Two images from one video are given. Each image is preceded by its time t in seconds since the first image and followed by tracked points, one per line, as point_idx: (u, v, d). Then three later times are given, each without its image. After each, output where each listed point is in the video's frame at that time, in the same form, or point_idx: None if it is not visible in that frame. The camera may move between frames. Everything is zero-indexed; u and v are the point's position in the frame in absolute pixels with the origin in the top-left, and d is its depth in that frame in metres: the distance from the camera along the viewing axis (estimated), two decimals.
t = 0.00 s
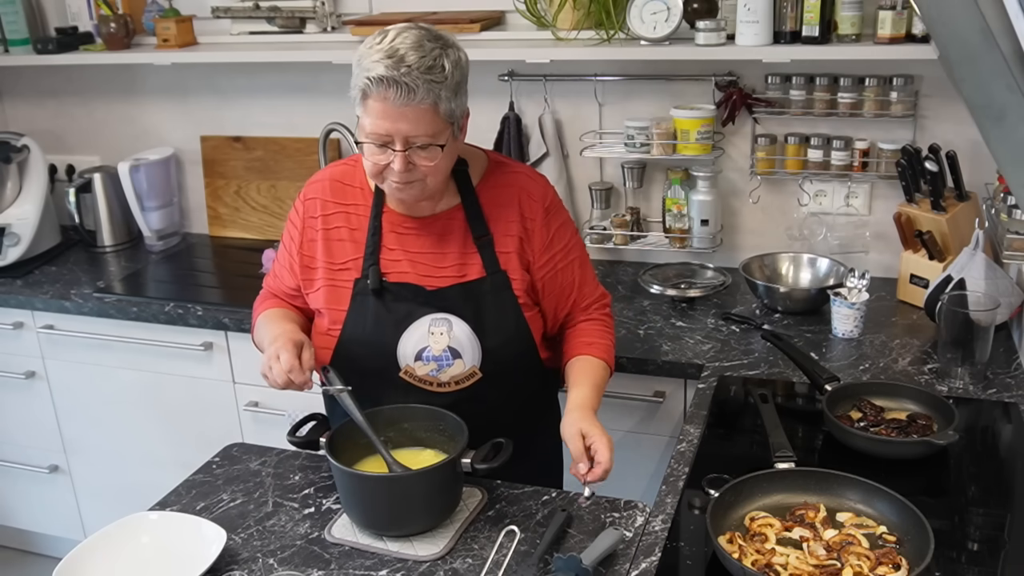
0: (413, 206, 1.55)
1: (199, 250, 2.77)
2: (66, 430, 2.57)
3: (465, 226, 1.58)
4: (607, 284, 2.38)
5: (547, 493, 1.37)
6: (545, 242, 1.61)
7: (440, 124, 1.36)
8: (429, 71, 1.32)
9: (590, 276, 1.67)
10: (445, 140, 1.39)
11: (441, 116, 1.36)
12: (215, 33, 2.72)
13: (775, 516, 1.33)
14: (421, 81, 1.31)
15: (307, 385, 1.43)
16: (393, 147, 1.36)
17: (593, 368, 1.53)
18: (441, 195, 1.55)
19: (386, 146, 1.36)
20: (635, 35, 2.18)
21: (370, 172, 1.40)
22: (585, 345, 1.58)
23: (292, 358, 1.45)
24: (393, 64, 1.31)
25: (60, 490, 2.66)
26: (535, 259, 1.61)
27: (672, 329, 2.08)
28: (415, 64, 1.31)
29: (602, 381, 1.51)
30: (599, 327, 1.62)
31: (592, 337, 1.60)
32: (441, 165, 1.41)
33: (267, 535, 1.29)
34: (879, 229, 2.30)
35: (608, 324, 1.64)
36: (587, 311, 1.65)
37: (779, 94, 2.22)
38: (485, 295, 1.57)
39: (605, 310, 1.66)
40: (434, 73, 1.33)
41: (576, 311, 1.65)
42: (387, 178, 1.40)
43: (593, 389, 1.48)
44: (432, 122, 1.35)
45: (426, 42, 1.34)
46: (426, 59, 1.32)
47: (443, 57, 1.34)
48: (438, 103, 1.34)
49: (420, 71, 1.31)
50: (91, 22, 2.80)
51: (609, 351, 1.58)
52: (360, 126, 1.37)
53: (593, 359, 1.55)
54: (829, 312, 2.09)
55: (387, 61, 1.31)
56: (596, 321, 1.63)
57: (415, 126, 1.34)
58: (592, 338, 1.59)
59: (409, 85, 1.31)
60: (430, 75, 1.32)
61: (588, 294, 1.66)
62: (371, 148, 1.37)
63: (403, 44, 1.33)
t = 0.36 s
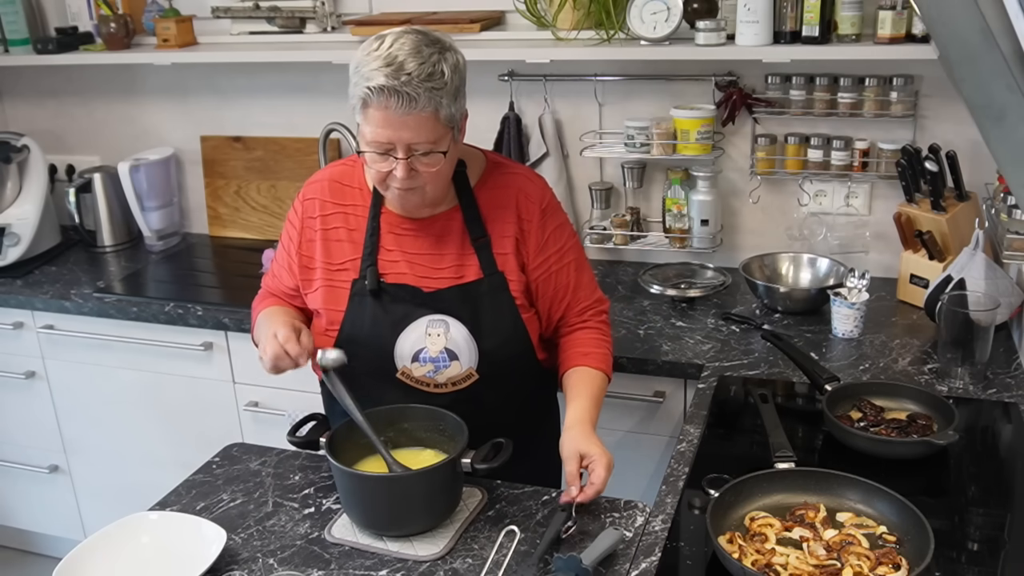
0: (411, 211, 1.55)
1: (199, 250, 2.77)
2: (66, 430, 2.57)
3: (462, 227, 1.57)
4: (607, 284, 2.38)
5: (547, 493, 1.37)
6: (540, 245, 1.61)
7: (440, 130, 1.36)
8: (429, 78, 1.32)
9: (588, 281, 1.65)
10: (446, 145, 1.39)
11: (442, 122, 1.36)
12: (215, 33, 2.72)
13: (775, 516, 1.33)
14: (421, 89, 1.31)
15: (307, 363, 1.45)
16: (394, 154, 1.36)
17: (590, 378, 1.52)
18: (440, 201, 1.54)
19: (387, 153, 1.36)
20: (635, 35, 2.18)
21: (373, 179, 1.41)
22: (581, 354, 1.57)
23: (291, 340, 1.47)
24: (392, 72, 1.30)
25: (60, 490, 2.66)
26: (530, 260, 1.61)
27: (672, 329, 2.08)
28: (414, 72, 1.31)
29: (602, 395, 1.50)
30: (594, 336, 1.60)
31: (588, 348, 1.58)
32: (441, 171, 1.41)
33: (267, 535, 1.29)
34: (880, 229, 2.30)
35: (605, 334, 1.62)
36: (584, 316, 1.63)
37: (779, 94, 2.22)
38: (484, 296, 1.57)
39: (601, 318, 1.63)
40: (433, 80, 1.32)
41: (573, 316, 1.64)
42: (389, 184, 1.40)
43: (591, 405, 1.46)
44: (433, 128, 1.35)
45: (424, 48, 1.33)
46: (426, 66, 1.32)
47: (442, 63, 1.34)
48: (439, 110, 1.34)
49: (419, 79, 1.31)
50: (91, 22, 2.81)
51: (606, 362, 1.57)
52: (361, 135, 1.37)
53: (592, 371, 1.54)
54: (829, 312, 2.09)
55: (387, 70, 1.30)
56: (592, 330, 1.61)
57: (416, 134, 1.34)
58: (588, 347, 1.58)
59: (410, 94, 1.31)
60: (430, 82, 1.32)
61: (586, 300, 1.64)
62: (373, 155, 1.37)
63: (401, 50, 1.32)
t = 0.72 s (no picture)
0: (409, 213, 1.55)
1: (199, 250, 2.77)
2: (66, 430, 2.57)
3: (460, 228, 1.57)
4: (607, 284, 2.38)
5: (547, 493, 1.37)
6: (537, 245, 1.61)
7: (437, 131, 1.36)
8: (426, 80, 1.32)
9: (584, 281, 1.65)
10: (442, 147, 1.39)
11: (438, 124, 1.36)
12: (215, 33, 2.72)
13: (775, 516, 1.32)
14: (418, 91, 1.31)
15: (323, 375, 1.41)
16: (390, 155, 1.36)
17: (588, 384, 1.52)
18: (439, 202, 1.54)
19: (383, 154, 1.36)
20: (635, 35, 2.18)
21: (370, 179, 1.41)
22: (580, 358, 1.57)
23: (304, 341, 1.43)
24: (389, 74, 1.30)
25: (60, 490, 2.66)
26: (527, 260, 1.61)
27: (672, 329, 2.08)
28: (411, 74, 1.31)
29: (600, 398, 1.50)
30: (592, 340, 1.60)
31: (585, 354, 1.57)
32: (437, 172, 1.41)
33: (267, 535, 1.29)
34: (880, 229, 2.30)
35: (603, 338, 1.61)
36: (582, 318, 1.63)
37: (779, 94, 2.22)
38: (483, 297, 1.57)
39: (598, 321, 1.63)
40: (430, 81, 1.32)
41: (571, 317, 1.63)
42: (386, 183, 1.40)
43: (590, 412, 1.46)
44: (430, 130, 1.35)
45: (421, 49, 1.33)
46: (423, 68, 1.32)
47: (439, 65, 1.34)
48: (435, 112, 1.34)
49: (416, 81, 1.31)
50: (91, 22, 2.81)
51: (603, 366, 1.56)
52: (357, 135, 1.37)
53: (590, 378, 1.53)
54: (829, 312, 2.09)
55: (383, 72, 1.30)
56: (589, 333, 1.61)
57: (412, 135, 1.34)
58: (587, 351, 1.57)
59: (406, 96, 1.31)
60: (426, 84, 1.32)
61: (583, 301, 1.64)
62: (369, 156, 1.37)
63: (398, 52, 1.32)
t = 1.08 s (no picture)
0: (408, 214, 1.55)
1: (199, 250, 2.77)
2: (66, 429, 2.58)
3: (460, 229, 1.58)
4: (607, 284, 2.38)
5: (547, 493, 1.37)
6: (535, 245, 1.61)
7: (435, 134, 1.36)
8: (424, 83, 1.32)
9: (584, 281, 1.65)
10: (440, 150, 1.39)
11: (436, 126, 1.36)
12: (215, 33, 2.72)
13: (775, 516, 1.33)
14: (415, 94, 1.31)
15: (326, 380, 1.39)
16: (388, 157, 1.36)
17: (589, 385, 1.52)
18: (436, 201, 1.55)
19: (380, 155, 1.36)
20: (635, 35, 2.18)
21: (366, 180, 1.41)
22: (580, 359, 1.57)
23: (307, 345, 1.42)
24: (387, 75, 1.30)
25: (60, 490, 2.66)
26: (525, 260, 1.62)
27: (672, 329, 2.09)
28: (410, 76, 1.31)
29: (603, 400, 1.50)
30: (591, 340, 1.60)
31: (584, 354, 1.57)
32: (435, 174, 1.41)
33: (268, 535, 1.29)
34: (879, 229, 2.30)
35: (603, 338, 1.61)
36: (581, 318, 1.63)
37: (779, 93, 2.22)
38: (483, 298, 1.57)
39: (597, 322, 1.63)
40: (429, 84, 1.32)
41: (570, 317, 1.63)
42: (383, 185, 1.40)
43: (594, 414, 1.47)
44: (427, 132, 1.35)
45: (421, 51, 1.33)
46: (421, 70, 1.32)
47: (438, 67, 1.34)
48: (433, 114, 1.34)
49: (414, 83, 1.31)
50: (91, 22, 2.81)
51: (604, 366, 1.57)
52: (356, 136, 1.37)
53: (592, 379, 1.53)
54: (829, 312, 2.09)
55: (382, 73, 1.30)
56: (587, 334, 1.61)
57: (410, 137, 1.34)
58: (587, 352, 1.57)
59: (404, 99, 1.31)
60: (425, 86, 1.32)
61: (581, 301, 1.64)
62: (366, 157, 1.37)
63: (398, 53, 1.32)
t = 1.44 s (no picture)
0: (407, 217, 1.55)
1: (199, 250, 2.77)
2: (66, 429, 2.57)
3: (458, 230, 1.58)
4: (607, 284, 2.38)
5: (547, 493, 1.37)
6: (532, 246, 1.61)
7: (435, 135, 1.36)
8: (425, 85, 1.32)
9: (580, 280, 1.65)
10: (439, 151, 1.39)
11: (436, 128, 1.36)
12: (215, 33, 2.72)
13: (775, 516, 1.32)
14: (416, 96, 1.31)
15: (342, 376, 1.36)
16: (388, 159, 1.36)
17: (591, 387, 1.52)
18: (434, 203, 1.54)
19: (381, 157, 1.36)
20: (635, 35, 2.18)
21: (366, 183, 1.40)
22: (579, 361, 1.56)
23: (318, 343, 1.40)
24: (387, 77, 1.30)
25: (60, 491, 2.66)
26: (522, 260, 1.61)
27: (672, 329, 2.09)
28: (410, 78, 1.31)
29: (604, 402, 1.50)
30: (589, 342, 1.59)
31: (583, 357, 1.57)
32: (435, 176, 1.41)
33: (267, 535, 1.29)
34: (880, 229, 2.30)
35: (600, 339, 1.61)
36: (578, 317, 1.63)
37: (779, 93, 2.22)
38: (482, 298, 1.57)
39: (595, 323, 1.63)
40: (430, 85, 1.32)
41: (568, 317, 1.63)
42: (384, 188, 1.40)
43: (596, 417, 1.47)
44: (427, 134, 1.35)
45: (421, 53, 1.33)
46: (422, 72, 1.32)
47: (438, 69, 1.34)
48: (433, 116, 1.34)
49: (415, 85, 1.31)
50: (91, 22, 2.81)
51: (602, 367, 1.56)
52: (356, 138, 1.37)
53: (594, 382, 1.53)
54: (829, 312, 2.09)
55: (382, 75, 1.30)
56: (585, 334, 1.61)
57: (410, 139, 1.34)
58: (586, 353, 1.57)
59: (404, 101, 1.31)
60: (425, 88, 1.32)
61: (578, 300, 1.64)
62: (367, 159, 1.37)
63: (398, 55, 1.32)
